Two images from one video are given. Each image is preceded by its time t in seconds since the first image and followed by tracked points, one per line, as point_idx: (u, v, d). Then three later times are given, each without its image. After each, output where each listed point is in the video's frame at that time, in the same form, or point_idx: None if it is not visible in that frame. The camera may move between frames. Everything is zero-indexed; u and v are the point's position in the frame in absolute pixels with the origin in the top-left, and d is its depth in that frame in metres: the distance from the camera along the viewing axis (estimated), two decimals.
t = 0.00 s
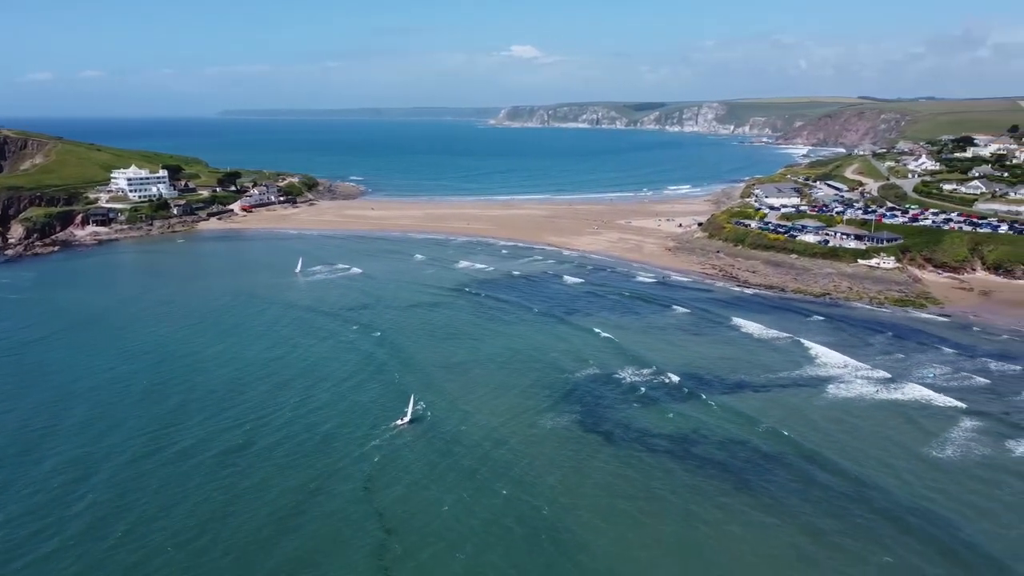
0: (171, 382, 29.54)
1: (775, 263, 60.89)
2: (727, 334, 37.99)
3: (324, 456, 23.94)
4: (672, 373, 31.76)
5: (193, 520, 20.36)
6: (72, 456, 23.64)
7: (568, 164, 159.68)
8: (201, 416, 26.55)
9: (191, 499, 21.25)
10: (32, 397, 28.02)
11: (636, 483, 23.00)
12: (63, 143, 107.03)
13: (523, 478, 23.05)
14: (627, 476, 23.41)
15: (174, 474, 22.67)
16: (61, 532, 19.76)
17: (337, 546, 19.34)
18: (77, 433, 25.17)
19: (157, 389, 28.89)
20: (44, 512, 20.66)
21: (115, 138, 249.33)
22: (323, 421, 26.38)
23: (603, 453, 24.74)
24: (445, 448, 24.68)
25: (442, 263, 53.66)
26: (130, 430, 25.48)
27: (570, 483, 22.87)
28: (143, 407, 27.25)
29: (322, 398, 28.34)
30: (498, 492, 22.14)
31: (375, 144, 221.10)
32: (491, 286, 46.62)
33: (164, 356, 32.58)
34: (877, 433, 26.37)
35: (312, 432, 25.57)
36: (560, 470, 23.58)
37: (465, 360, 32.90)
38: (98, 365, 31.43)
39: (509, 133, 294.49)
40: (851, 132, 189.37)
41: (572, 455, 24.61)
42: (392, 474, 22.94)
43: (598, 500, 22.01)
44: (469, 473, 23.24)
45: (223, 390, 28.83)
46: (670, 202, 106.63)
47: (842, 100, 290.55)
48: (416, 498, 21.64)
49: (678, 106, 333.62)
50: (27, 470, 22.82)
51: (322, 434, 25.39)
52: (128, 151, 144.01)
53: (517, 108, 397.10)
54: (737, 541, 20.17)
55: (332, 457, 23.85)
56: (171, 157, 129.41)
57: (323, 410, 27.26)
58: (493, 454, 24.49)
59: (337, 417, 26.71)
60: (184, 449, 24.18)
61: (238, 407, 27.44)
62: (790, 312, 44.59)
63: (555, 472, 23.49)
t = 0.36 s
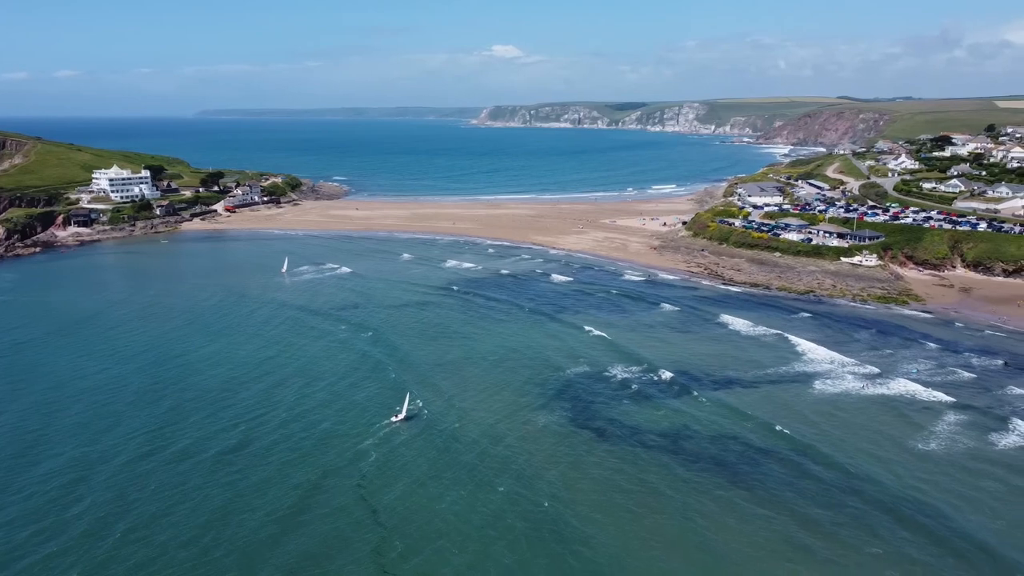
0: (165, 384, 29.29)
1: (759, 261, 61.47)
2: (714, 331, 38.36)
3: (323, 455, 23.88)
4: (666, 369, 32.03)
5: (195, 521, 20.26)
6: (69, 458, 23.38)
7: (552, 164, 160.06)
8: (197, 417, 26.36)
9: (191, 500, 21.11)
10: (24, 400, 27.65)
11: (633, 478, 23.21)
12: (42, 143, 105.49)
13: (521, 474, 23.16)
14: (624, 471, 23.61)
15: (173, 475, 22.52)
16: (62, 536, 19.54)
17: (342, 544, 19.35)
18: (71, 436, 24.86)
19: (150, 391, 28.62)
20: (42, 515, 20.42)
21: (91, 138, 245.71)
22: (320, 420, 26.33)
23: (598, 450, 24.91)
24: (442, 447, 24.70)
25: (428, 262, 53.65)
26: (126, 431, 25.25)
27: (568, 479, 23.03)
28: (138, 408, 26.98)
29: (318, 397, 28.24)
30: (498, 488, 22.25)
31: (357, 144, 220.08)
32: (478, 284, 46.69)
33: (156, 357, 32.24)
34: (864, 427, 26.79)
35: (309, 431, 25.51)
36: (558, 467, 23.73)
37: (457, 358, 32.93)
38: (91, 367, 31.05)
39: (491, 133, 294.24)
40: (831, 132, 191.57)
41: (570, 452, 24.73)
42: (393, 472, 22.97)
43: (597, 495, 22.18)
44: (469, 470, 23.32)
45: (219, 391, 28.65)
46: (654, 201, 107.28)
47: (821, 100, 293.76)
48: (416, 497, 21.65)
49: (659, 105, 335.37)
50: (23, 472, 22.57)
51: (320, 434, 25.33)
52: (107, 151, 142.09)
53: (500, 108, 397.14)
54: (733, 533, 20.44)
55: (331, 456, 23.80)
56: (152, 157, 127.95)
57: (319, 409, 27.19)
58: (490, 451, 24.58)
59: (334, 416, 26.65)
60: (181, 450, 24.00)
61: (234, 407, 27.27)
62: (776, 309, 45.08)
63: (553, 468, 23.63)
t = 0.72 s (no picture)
0: (156, 385, 29.00)
1: (741, 259, 62.11)
2: (699, 328, 38.74)
3: (320, 454, 23.85)
4: (658, 367, 32.25)
5: (193, 521, 20.15)
6: (62, 460, 23.11)
7: (533, 164, 160.33)
8: (190, 418, 26.16)
9: (189, 501, 20.99)
10: (12, 402, 27.24)
11: (627, 473, 23.45)
12: (18, 144, 103.92)
13: (517, 471, 23.28)
14: (618, 466, 23.85)
15: (169, 476, 22.35)
16: (60, 539, 19.32)
17: (343, 542, 19.37)
18: (63, 438, 24.56)
19: (141, 391, 28.33)
20: (38, 518, 20.18)
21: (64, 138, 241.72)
22: (315, 419, 26.27)
23: (591, 446, 25.11)
24: (438, 444, 24.76)
25: (412, 262, 53.59)
26: (119, 433, 24.99)
27: (564, 474, 23.21)
28: (130, 410, 26.72)
29: (311, 396, 28.16)
30: (496, 485, 22.38)
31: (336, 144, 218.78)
32: (464, 283, 46.73)
33: (146, 359, 31.90)
34: (850, 421, 27.26)
35: (305, 430, 25.45)
36: (553, 463, 23.90)
37: (448, 356, 32.96)
38: (79, 368, 30.67)
39: (471, 133, 293.70)
40: (809, 131, 193.90)
41: (564, 448, 24.90)
42: (391, 470, 23.01)
43: (594, 490, 22.40)
44: (465, 467, 23.42)
45: (211, 391, 28.47)
46: (636, 201, 107.95)
47: (798, 100, 297.18)
48: (414, 494, 21.70)
49: (639, 105, 337.28)
50: (17, 475, 22.30)
51: (315, 433, 25.28)
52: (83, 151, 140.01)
53: (479, 108, 396.77)
54: (727, 526, 20.74)
55: (327, 456, 23.76)
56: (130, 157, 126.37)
57: (313, 409, 27.11)
58: (485, 448, 24.69)
59: (328, 415, 26.61)
60: (176, 451, 23.84)
61: (227, 407, 27.10)
62: (760, 306, 45.62)
63: (549, 464, 23.81)
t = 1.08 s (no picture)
0: (147, 386, 28.74)
1: (724, 257, 62.74)
2: (684, 325, 39.14)
3: (316, 453, 23.86)
4: (648, 363, 32.55)
5: (192, 521, 20.06)
6: (56, 462, 22.88)
7: (515, 164, 160.40)
8: (183, 419, 25.99)
9: (188, 501, 20.91)
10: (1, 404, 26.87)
11: (622, 467, 23.71)
12: None
13: (513, 467, 23.44)
14: (613, 461, 24.11)
15: (166, 476, 22.22)
16: (58, 541, 19.13)
17: (344, 540, 19.43)
18: (56, 440, 24.29)
19: (133, 392, 28.07)
20: (33, 520, 19.98)
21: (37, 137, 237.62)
22: (309, 418, 26.22)
23: (585, 442, 25.34)
24: (433, 442, 24.85)
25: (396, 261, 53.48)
26: (112, 434, 24.76)
27: (559, 470, 23.41)
28: (122, 411, 26.50)
29: (305, 396, 28.09)
30: (492, 481, 22.53)
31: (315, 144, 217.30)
32: (450, 282, 46.78)
33: (136, 359, 31.61)
34: (836, 414, 27.77)
35: (300, 429, 25.41)
36: (548, 458, 24.10)
37: (438, 354, 33.02)
38: (67, 370, 30.30)
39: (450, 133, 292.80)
40: (787, 130, 196.01)
41: (558, 444, 25.10)
42: (388, 468, 23.07)
43: (589, 484, 22.63)
44: (461, 463, 23.55)
45: (204, 391, 28.31)
46: (618, 200, 108.53)
47: (776, 100, 300.21)
48: (412, 491, 21.78)
49: (619, 105, 338.79)
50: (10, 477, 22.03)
51: (310, 432, 25.25)
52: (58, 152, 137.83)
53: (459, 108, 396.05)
54: (721, 518, 21.07)
55: (324, 455, 23.74)
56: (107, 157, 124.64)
57: (307, 408, 27.05)
58: (481, 444, 24.84)
59: (323, 414, 26.59)
60: (172, 451, 23.70)
61: (220, 407, 26.95)
62: (743, 304, 46.18)
63: (544, 460, 24.01)
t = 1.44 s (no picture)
0: (137, 387, 28.51)
1: (707, 255, 63.40)
2: (670, 322, 39.56)
3: (311, 451, 23.86)
4: (635, 360, 32.88)
5: (190, 521, 20.00)
6: (49, 464, 22.66)
7: (496, 163, 160.45)
8: (176, 419, 25.84)
9: (185, 501, 20.84)
10: None
11: (614, 462, 24.01)
12: None
13: (508, 463, 23.62)
14: (606, 456, 24.40)
15: (161, 477, 22.11)
16: (54, 543, 18.98)
17: (343, 537, 19.50)
18: (47, 441, 24.04)
19: (124, 393, 27.84)
20: (28, 522, 19.80)
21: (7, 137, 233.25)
22: (303, 417, 26.21)
23: (577, 438, 25.60)
24: (428, 439, 24.96)
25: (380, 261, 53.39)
26: (104, 435, 24.55)
27: (554, 465, 23.63)
28: (114, 411, 26.30)
29: (297, 395, 28.05)
30: (488, 478, 22.69)
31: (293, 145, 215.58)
32: (435, 282, 46.83)
33: (124, 360, 31.33)
34: (821, 408, 28.32)
35: (295, 428, 25.40)
36: (541, 454, 24.34)
37: (427, 352, 33.09)
38: (54, 371, 29.96)
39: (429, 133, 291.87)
40: (764, 130, 198.21)
41: (551, 441, 25.32)
42: (383, 465, 23.15)
43: (583, 479, 22.89)
44: (456, 460, 23.69)
45: (195, 391, 28.16)
46: (600, 199, 109.08)
47: (753, 100, 303.31)
48: (408, 489, 21.89)
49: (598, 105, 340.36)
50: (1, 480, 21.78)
51: (305, 431, 25.24)
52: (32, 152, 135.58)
53: (438, 107, 395.12)
54: (713, 510, 21.44)
55: (319, 454, 23.75)
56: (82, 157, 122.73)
57: (299, 407, 27.03)
58: (474, 441, 25.00)
59: (316, 413, 26.59)
60: (166, 452, 23.57)
61: (212, 407, 26.83)
62: (726, 301, 46.75)
63: (538, 456, 24.24)
